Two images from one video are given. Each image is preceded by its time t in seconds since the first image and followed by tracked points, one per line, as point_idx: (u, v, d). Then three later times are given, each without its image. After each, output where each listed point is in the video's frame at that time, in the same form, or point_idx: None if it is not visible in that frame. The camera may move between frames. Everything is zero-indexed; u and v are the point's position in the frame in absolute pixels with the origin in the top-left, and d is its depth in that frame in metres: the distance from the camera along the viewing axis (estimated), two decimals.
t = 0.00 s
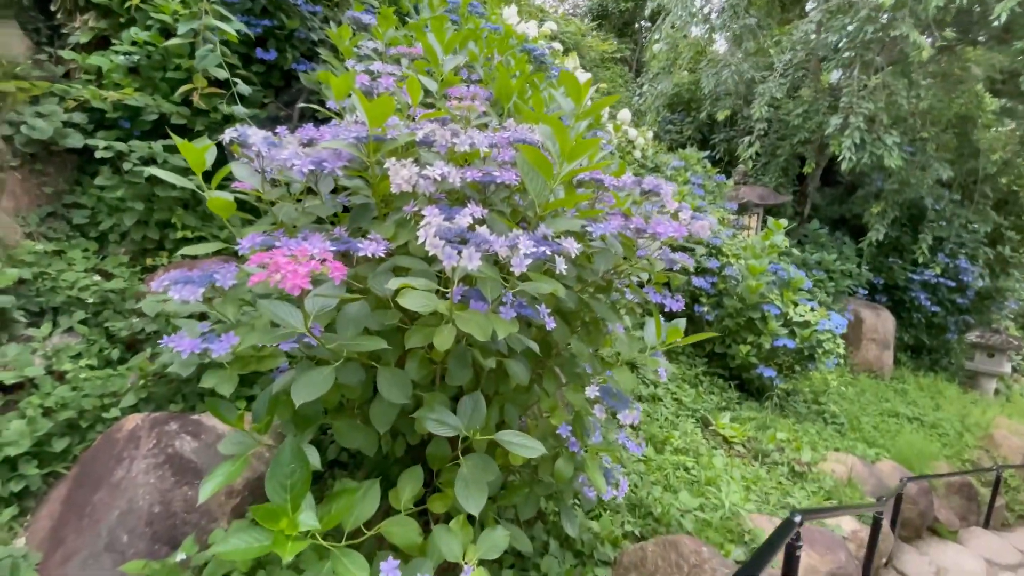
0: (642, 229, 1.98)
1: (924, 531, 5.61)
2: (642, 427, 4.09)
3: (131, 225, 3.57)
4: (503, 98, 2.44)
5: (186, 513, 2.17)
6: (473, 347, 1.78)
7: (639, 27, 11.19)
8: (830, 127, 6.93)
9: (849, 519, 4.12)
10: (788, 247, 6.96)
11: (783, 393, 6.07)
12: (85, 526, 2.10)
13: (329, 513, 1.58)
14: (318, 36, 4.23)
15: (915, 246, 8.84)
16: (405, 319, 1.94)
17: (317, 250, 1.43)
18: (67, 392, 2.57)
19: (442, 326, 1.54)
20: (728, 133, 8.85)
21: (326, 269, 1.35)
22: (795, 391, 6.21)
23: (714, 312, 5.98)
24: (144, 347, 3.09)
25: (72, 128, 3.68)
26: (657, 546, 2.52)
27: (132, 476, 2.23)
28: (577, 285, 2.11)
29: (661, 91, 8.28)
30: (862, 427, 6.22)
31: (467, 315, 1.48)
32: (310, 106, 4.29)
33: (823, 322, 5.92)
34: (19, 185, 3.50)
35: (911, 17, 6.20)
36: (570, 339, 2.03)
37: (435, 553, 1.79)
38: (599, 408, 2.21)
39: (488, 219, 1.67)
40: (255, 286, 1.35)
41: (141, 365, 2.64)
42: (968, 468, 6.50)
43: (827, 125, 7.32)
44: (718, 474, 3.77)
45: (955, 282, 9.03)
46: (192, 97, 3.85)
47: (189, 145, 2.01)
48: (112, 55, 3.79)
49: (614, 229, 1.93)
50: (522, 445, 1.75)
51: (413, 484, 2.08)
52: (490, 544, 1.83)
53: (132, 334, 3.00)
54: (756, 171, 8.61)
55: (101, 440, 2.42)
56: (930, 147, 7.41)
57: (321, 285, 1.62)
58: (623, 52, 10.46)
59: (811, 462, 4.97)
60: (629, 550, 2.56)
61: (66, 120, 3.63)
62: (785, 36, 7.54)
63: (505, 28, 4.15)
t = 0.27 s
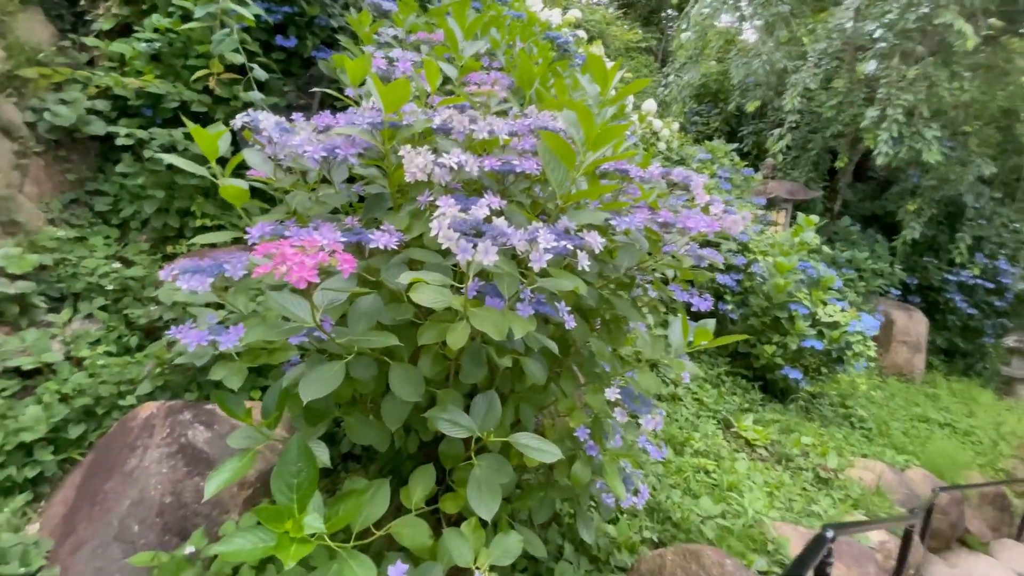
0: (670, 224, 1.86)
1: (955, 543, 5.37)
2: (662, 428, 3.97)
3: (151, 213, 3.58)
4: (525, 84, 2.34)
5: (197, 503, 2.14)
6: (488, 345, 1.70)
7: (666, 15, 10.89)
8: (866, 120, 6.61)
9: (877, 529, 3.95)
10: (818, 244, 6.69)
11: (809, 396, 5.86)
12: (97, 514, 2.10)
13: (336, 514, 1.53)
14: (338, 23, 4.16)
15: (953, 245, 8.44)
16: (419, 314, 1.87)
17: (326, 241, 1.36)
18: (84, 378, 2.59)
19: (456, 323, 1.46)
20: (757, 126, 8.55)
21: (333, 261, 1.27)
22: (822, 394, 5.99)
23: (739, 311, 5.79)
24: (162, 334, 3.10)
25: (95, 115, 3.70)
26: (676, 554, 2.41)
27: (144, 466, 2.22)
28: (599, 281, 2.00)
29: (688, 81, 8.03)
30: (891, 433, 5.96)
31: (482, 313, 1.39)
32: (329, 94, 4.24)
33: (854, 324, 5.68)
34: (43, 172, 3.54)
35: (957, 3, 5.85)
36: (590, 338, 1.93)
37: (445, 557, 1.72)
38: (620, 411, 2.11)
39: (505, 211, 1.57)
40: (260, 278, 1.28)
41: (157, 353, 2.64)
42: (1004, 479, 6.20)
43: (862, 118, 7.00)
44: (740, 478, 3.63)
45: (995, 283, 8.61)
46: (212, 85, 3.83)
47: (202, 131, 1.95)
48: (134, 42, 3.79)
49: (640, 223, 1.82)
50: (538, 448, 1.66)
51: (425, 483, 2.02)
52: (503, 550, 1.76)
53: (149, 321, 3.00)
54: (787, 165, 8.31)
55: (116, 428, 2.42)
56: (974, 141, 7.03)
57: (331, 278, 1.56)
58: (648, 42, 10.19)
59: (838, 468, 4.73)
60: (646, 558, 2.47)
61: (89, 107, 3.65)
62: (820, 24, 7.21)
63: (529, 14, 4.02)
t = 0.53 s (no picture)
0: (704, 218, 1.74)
1: (994, 559, 5.10)
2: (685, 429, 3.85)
3: (176, 199, 3.60)
4: (551, 69, 2.22)
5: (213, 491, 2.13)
6: (505, 344, 1.61)
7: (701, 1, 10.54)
8: (912, 111, 6.26)
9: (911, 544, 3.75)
10: (856, 242, 6.39)
11: (841, 399, 5.63)
12: (115, 499, 2.11)
13: (344, 513, 1.47)
14: (363, 8, 4.11)
15: (1001, 245, 7.98)
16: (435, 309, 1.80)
17: (337, 232, 1.29)
18: (107, 362, 2.62)
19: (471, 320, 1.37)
20: (794, 116, 8.19)
21: (342, 254, 1.21)
22: (854, 398, 5.74)
23: (770, 309, 5.58)
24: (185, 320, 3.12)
25: (124, 101, 3.74)
26: (698, 564, 2.35)
27: (163, 452, 2.23)
28: (624, 278, 1.89)
29: (722, 69, 7.74)
30: (927, 440, 5.67)
31: (499, 311, 1.31)
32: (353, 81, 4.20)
33: (893, 326, 5.41)
34: (74, 157, 3.60)
35: None
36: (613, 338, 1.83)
37: (457, 560, 1.65)
38: (643, 415, 2.00)
39: (527, 202, 1.48)
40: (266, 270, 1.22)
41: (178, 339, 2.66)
42: None
43: (907, 109, 6.63)
44: (767, 484, 3.48)
45: None
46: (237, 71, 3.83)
47: (219, 116, 1.89)
48: (162, 28, 3.81)
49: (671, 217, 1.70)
50: (555, 453, 1.57)
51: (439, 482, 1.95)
52: (516, 556, 1.68)
53: (172, 307, 3.02)
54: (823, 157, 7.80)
55: (138, 413, 2.43)
56: None
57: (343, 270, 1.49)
58: (681, 29, 9.87)
59: (870, 476, 4.48)
60: (665, 565, 2.39)
61: (118, 93, 3.69)
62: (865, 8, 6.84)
63: None
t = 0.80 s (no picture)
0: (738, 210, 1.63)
1: None
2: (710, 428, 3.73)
3: (203, 184, 3.64)
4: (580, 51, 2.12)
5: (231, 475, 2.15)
6: (523, 338, 1.54)
7: None
8: (963, 100, 5.91)
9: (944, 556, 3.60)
10: (897, 238, 6.09)
11: (874, 402, 5.40)
12: (136, 479, 2.14)
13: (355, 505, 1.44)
14: None
15: None
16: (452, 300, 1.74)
17: (350, 218, 1.24)
18: (133, 343, 2.67)
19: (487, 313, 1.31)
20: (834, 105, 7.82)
21: (353, 241, 1.16)
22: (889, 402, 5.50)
23: (802, 307, 5.37)
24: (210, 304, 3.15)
25: (155, 86, 3.79)
26: (720, 569, 2.30)
27: (184, 434, 2.25)
28: (650, 272, 1.80)
29: (759, 56, 7.44)
30: (964, 448, 5.38)
31: (516, 304, 1.24)
32: (379, 67, 4.16)
33: (934, 327, 5.14)
34: (105, 141, 3.66)
35: None
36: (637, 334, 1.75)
37: (469, 557, 1.61)
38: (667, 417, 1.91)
39: (549, 190, 1.40)
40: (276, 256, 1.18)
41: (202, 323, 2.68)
42: None
43: (958, 98, 6.25)
44: (796, 488, 3.35)
45: None
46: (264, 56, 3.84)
47: (240, 99, 1.86)
48: (192, 13, 3.84)
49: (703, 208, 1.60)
50: (572, 453, 1.50)
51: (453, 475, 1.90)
52: (530, 555, 1.63)
53: (198, 291, 3.06)
54: (864, 149, 7.43)
55: (162, 394, 2.47)
56: None
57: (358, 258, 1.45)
58: (716, 13, 9.51)
59: (904, 484, 4.28)
60: (684, 569, 2.32)
61: (149, 79, 3.75)
62: None
63: None
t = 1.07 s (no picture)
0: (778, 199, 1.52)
1: None
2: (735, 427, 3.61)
3: (228, 170, 3.66)
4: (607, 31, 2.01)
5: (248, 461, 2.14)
6: (543, 332, 1.47)
7: None
8: (1013, 88, 5.57)
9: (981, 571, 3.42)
10: (940, 234, 5.78)
11: (909, 405, 5.17)
12: (157, 462, 2.16)
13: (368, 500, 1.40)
14: None
15: None
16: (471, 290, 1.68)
17: (364, 204, 1.19)
18: (157, 327, 2.70)
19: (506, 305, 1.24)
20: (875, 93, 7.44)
21: (365, 227, 1.10)
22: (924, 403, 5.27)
23: (835, 304, 5.15)
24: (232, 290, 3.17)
25: (182, 73, 3.83)
26: None
27: (203, 419, 2.25)
28: (679, 264, 1.71)
29: (795, 41, 7.12)
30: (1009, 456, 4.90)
31: (536, 297, 1.16)
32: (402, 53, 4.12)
33: (977, 328, 4.87)
34: (134, 128, 3.70)
35: None
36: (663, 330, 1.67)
37: (484, 556, 1.56)
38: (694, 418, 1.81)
39: (574, 176, 1.32)
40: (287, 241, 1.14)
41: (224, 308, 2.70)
42: None
43: (1010, 86, 5.88)
44: (825, 492, 3.21)
45: None
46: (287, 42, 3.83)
47: (257, 81, 1.80)
48: None
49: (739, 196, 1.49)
50: (594, 454, 1.43)
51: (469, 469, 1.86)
52: (547, 556, 1.57)
53: (221, 276, 3.08)
54: (906, 140, 7.07)
55: (184, 378, 2.49)
56: None
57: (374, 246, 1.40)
58: None
59: (939, 492, 4.08)
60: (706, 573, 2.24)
61: (176, 65, 3.78)
62: None
63: None
